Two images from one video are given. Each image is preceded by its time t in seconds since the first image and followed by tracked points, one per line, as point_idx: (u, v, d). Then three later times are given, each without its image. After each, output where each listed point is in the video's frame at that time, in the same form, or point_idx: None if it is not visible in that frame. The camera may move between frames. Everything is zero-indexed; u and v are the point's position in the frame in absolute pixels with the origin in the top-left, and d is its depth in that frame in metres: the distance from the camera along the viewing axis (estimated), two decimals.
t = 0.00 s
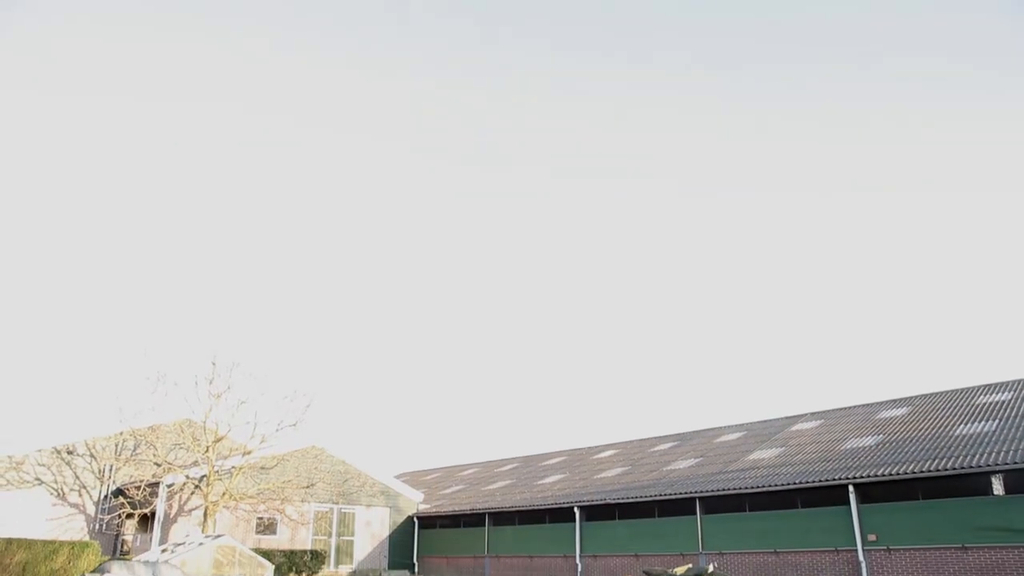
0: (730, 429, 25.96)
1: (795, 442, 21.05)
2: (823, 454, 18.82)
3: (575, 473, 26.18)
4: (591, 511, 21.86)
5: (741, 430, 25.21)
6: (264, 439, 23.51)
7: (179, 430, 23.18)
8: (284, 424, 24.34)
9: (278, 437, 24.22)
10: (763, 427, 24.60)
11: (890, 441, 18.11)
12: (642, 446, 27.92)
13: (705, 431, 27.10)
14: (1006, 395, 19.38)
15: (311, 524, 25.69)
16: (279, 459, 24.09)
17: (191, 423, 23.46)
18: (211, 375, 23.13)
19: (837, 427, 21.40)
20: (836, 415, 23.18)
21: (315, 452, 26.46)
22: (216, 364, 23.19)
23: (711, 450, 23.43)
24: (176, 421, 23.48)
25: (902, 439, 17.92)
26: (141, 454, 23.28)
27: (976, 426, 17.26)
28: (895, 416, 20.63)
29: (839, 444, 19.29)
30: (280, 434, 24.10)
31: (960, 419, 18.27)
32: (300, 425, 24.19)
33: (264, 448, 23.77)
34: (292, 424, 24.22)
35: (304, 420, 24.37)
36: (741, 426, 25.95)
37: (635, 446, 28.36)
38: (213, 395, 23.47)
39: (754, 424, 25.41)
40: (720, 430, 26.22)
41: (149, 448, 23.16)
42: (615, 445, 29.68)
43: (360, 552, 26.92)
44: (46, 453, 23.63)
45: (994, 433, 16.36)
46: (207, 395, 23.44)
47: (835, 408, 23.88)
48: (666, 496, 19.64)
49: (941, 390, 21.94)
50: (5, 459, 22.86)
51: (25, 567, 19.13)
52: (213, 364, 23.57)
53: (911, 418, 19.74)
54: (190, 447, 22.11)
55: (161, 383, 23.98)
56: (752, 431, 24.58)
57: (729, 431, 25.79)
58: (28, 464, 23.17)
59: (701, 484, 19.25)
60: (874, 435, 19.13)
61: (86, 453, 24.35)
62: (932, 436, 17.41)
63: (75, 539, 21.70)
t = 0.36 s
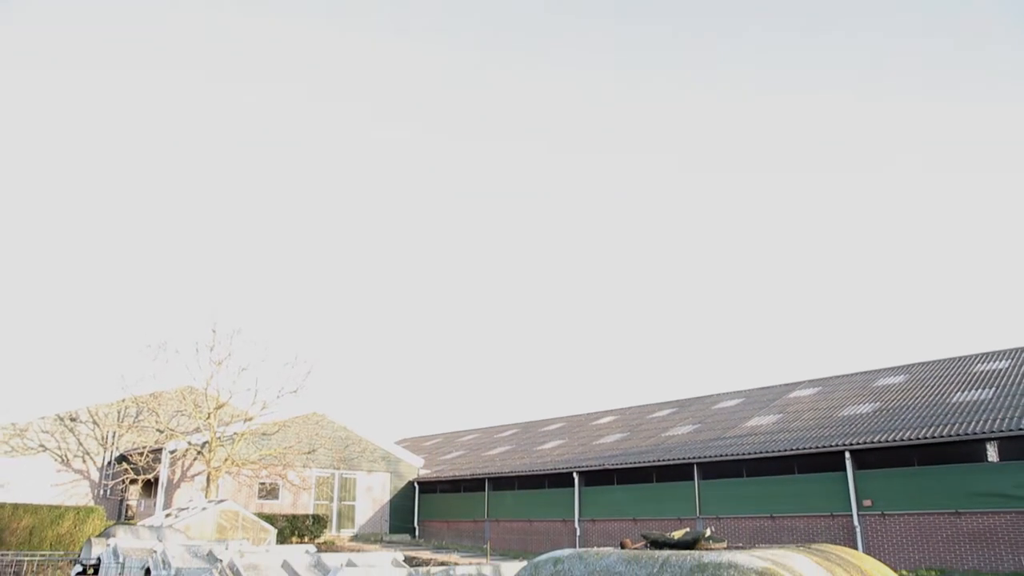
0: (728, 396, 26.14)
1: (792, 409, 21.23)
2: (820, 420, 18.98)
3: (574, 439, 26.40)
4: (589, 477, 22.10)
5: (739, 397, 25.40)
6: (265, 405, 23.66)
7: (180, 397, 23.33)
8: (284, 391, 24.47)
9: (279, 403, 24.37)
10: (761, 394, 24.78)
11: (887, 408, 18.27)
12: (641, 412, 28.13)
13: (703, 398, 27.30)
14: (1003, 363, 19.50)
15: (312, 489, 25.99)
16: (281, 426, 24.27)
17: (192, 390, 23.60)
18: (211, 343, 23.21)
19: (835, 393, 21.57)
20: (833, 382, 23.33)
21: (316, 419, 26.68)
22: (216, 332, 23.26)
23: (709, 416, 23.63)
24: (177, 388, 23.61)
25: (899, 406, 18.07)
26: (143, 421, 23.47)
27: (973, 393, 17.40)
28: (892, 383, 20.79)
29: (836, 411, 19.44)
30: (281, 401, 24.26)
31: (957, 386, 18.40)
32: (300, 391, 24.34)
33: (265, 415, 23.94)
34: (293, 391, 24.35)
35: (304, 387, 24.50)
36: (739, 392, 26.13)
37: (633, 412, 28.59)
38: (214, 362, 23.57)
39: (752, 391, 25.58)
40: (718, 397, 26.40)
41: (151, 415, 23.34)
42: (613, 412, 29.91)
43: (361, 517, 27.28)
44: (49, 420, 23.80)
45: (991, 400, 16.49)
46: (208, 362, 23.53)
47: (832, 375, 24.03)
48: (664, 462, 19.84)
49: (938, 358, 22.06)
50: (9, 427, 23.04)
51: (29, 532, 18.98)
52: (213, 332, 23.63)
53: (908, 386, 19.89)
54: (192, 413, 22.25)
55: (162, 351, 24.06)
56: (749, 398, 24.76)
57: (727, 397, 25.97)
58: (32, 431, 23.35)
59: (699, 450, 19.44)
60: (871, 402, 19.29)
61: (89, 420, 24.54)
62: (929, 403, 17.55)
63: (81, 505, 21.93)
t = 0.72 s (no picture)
0: (727, 359, 26.30)
1: (790, 373, 21.38)
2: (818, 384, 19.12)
3: (573, 402, 26.59)
4: (588, 440, 22.31)
5: (738, 360, 25.55)
6: (266, 369, 23.79)
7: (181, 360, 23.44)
8: (285, 354, 24.58)
9: (280, 367, 24.50)
10: (759, 358, 24.93)
11: (884, 372, 18.39)
12: (639, 375, 28.32)
13: (702, 361, 27.46)
14: (1001, 328, 19.58)
15: (314, 451, 26.29)
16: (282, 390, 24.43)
17: (194, 355, 23.71)
18: (212, 307, 23.27)
19: (833, 358, 21.70)
20: (831, 346, 23.46)
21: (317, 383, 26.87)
22: (216, 296, 23.30)
23: (707, 380, 23.79)
24: (179, 352, 23.72)
25: (896, 371, 18.20)
26: (146, 385, 23.63)
27: (970, 358, 17.51)
28: (890, 347, 20.91)
29: (833, 375, 19.58)
30: (281, 365, 24.38)
31: (954, 351, 18.50)
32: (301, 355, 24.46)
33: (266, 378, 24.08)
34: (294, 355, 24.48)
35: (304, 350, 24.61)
36: (737, 356, 26.28)
37: (632, 375, 28.78)
38: (215, 327, 23.66)
39: (751, 354, 25.73)
40: (716, 361, 26.56)
41: (153, 379, 23.49)
42: (612, 375, 30.12)
43: (363, 479, 27.61)
44: (52, 385, 23.95)
45: (988, 365, 16.59)
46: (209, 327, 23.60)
47: (830, 339, 24.16)
48: (662, 426, 20.03)
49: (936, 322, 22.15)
50: (13, 391, 23.18)
51: (36, 494, 19.25)
52: (213, 296, 23.67)
53: (906, 350, 20.00)
54: (193, 376, 22.40)
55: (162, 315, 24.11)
56: (747, 362, 24.92)
57: (725, 361, 26.13)
58: (35, 395, 23.52)
59: (697, 413, 19.59)
60: (868, 367, 19.42)
61: (90, 385, 24.70)
62: (926, 368, 17.67)
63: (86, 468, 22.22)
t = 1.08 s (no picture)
0: (726, 322, 26.37)
1: (789, 336, 21.46)
2: (817, 347, 19.20)
3: (573, 364, 26.72)
4: (588, 402, 22.47)
5: (737, 323, 25.62)
6: (267, 332, 23.86)
7: (182, 323, 23.40)
8: (286, 318, 24.62)
9: (281, 330, 24.56)
10: (759, 321, 24.99)
11: (883, 336, 18.46)
12: (639, 338, 28.41)
13: (701, 324, 27.53)
14: (1001, 293, 19.59)
15: (315, 413, 26.54)
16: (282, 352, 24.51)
17: (194, 318, 23.68)
18: (212, 270, 23.22)
19: (832, 321, 21.76)
20: (831, 309, 23.50)
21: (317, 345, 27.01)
22: (216, 259, 23.25)
23: (707, 342, 23.88)
24: (180, 316, 23.69)
25: (895, 334, 18.26)
26: (147, 348, 23.70)
27: (969, 323, 17.56)
28: (890, 311, 20.95)
29: (832, 338, 19.66)
30: (282, 328, 24.44)
31: (954, 316, 18.55)
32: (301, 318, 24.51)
33: (267, 341, 24.15)
34: (295, 318, 24.52)
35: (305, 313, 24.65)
36: (736, 319, 26.34)
37: (632, 338, 28.88)
38: (215, 290, 23.65)
39: (750, 318, 25.79)
40: (716, 324, 26.64)
41: (155, 342, 23.53)
42: (612, 338, 30.23)
43: (364, 441, 27.90)
44: (53, 348, 23.99)
45: (987, 330, 16.64)
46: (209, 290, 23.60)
47: (830, 303, 24.20)
48: (661, 388, 20.16)
49: (936, 287, 22.16)
50: (14, 354, 23.11)
51: (41, 456, 19.44)
52: (213, 259, 23.60)
53: (905, 314, 20.04)
54: (194, 339, 22.45)
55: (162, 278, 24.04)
56: (747, 325, 24.99)
57: (724, 324, 26.21)
58: (37, 358, 23.53)
59: (696, 375, 19.69)
60: (867, 330, 19.48)
61: (91, 347, 24.75)
62: (925, 332, 17.73)
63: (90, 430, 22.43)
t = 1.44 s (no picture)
0: (726, 283, 26.37)
1: (788, 297, 21.48)
2: (816, 308, 19.23)
3: (572, 325, 26.79)
4: (588, 361, 22.61)
5: (737, 284, 25.61)
6: (267, 293, 23.82)
7: (183, 285, 23.17)
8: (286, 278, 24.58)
9: (281, 291, 24.53)
10: (758, 282, 24.98)
11: (882, 297, 18.47)
12: (638, 299, 28.43)
13: (701, 285, 27.53)
14: (1002, 255, 19.54)
15: (316, 373, 26.76)
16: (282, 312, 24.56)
17: (194, 279, 23.48)
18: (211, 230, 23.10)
19: (832, 282, 21.75)
20: (831, 271, 23.48)
21: (317, 306, 27.11)
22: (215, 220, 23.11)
23: (706, 303, 23.90)
24: (180, 277, 23.37)
25: (894, 296, 18.27)
26: (148, 309, 23.72)
27: (969, 284, 17.55)
28: (890, 273, 20.92)
29: (832, 299, 19.67)
30: (282, 289, 24.41)
31: (953, 278, 18.54)
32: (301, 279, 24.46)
33: (267, 302, 24.15)
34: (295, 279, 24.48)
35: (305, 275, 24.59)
36: (736, 280, 26.33)
37: (631, 299, 28.89)
38: (215, 251, 23.59)
39: (750, 279, 25.78)
40: (716, 285, 26.63)
41: (155, 303, 23.48)
42: (611, 298, 30.25)
43: (364, 400, 28.14)
44: (54, 309, 24.09)
45: (987, 292, 16.64)
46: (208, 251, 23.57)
47: (830, 264, 24.16)
48: (660, 349, 20.27)
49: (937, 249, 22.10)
50: (16, 316, 23.30)
51: (46, 416, 19.65)
52: (212, 219, 23.47)
53: (905, 276, 20.03)
54: (195, 300, 22.43)
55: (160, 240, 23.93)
56: (746, 285, 24.99)
57: (724, 285, 26.21)
58: (38, 320, 23.68)
59: (696, 335, 19.76)
60: (867, 292, 19.49)
61: (92, 309, 24.81)
62: (925, 294, 17.74)
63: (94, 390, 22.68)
